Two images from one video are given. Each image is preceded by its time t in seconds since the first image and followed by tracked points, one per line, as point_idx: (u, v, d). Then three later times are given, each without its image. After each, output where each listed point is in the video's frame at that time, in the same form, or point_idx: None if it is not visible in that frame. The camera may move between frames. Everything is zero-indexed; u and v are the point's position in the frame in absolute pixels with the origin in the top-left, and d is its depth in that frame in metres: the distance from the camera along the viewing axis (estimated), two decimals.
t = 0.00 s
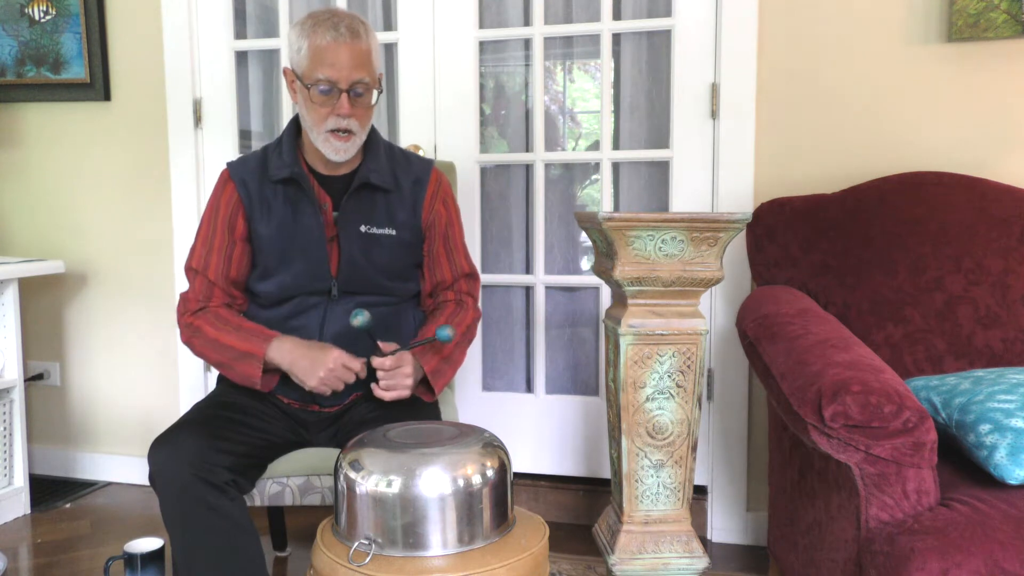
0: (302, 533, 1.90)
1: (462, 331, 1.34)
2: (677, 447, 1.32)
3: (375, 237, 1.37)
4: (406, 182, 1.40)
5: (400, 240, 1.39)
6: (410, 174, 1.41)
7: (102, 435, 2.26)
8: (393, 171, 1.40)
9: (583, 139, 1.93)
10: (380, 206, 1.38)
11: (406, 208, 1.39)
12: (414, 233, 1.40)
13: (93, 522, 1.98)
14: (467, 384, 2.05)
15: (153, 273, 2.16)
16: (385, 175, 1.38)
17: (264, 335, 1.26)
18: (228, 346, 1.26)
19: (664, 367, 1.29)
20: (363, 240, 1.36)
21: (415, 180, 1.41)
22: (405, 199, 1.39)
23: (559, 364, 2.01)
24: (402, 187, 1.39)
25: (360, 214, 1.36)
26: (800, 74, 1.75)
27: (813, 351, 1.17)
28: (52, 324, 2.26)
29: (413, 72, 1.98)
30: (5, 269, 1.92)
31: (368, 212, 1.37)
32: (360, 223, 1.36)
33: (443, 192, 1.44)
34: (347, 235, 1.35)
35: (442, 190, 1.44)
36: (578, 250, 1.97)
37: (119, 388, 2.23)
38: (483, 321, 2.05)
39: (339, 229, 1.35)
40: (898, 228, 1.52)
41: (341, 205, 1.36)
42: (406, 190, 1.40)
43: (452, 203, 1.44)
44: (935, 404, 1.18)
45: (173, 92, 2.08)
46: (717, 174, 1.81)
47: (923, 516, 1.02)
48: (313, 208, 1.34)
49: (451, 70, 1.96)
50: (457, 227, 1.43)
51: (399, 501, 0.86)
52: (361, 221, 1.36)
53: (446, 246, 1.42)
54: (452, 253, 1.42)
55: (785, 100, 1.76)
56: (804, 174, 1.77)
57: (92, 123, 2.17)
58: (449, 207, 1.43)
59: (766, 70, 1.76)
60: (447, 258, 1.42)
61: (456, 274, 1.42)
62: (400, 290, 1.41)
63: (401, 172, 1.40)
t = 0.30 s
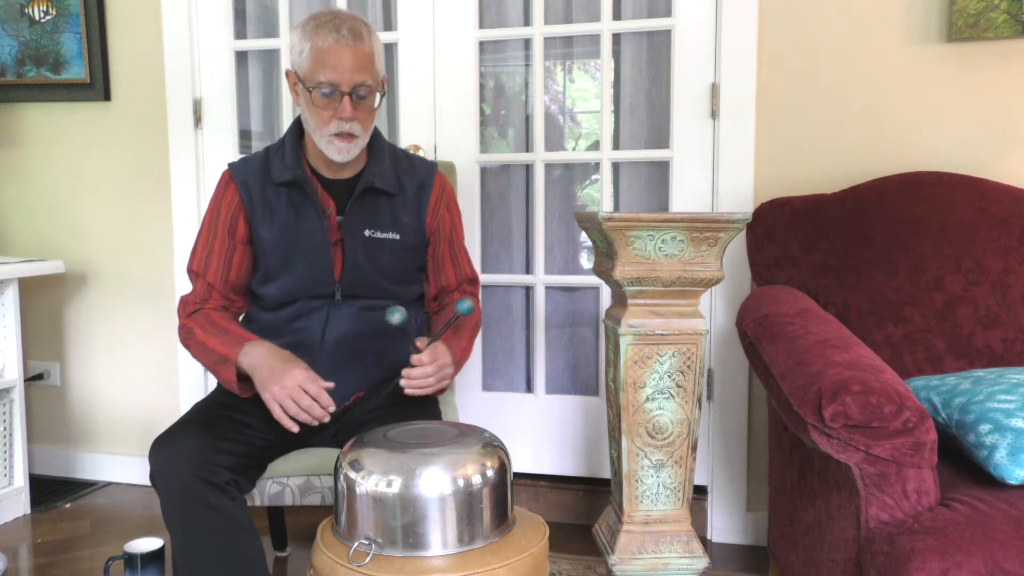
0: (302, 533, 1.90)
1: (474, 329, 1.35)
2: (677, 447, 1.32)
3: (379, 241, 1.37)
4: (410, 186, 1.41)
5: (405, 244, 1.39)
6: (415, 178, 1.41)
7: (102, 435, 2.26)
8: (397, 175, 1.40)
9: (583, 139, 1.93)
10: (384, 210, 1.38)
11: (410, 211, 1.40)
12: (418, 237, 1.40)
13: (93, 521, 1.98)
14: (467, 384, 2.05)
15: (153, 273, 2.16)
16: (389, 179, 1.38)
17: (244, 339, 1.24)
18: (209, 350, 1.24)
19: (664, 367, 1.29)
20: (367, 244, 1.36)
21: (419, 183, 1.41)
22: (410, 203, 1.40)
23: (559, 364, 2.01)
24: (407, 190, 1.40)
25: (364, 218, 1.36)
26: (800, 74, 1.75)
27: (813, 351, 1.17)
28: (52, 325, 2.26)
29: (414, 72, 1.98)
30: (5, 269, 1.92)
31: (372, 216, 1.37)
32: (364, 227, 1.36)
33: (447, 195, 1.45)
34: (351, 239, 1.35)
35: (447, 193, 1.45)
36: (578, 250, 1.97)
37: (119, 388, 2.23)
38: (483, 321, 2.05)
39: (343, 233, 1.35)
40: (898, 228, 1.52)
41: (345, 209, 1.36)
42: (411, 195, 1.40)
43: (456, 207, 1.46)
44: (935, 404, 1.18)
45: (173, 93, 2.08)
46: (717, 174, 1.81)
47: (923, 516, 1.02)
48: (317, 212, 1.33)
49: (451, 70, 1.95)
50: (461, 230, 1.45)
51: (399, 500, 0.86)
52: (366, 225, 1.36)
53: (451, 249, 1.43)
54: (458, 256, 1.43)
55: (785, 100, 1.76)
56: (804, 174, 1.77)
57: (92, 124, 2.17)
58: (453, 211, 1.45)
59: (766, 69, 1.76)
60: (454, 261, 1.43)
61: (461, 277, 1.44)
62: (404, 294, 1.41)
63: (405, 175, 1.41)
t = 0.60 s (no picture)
0: (302, 533, 1.90)
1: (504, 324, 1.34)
2: (677, 447, 1.32)
3: (378, 247, 1.37)
4: (410, 189, 1.39)
5: (404, 249, 1.39)
6: (414, 181, 1.40)
7: (102, 435, 2.26)
8: (396, 179, 1.39)
9: (583, 139, 1.93)
10: (383, 215, 1.38)
11: (410, 215, 1.39)
12: (417, 242, 1.40)
13: (93, 522, 1.98)
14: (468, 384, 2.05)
15: (153, 273, 2.16)
16: (388, 184, 1.37)
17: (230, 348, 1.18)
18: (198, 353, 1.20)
19: (664, 367, 1.29)
20: (366, 251, 1.36)
21: (419, 186, 1.40)
22: (410, 207, 1.39)
23: (559, 364, 2.01)
24: (406, 194, 1.39)
25: (363, 223, 1.36)
26: (800, 74, 1.75)
27: (813, 351, 1.17)
28: (52, 324, 2.26)
29: (414, 72, 1.98)
30: (5, 269, 1.92)
31: (371, 221, 1.37)
32: (363, 233, 1.36)
33: (448, 195, 1.43)
34: (350, 244, 1.34)
35: (447, 193, 1.43)
36: (577, 250, 1.97)
37: (119, 388, 2.23)
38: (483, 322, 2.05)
39: (343, 239, 1.34)
40: (898, 228, 1.52)
41: (344, 215, 1.35)
42: (410, 199, 1.39)
43: (458, 204, 1.44)
44: (935, 404, 1.18)
45: (173, 93, 2.08)
46: (717, 174, 1.81)
47: (923, 516, 1.02)
48: (316, 217, 1.33)
49: (451, 70, 1.96)
50: (464, 228, 1.42)
51: (397, 502, 0.86)
52: (365, 231, 1.36)
53: (452, 249, 1.41)
54: (465, 256, 1.41)
55: (785, 100, 1.76)
56: (804, 174, 1.77)
57: (92, 124, 2.17)
58: (454, 210, 1.42)
59: (766, 69, 1.76)
60: (461, 261, 1.40)
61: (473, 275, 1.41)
62: (401, 300, 1.41)
63: (405, 179, 1.40)
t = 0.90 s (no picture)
0: (302, 533, 1.90)
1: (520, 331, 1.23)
2: (677, 447, 1.32)
3: (378, 258, 1.35)
4: (410, 198, 1.35)
5: (405, 260, 1.35)
6: (415, 188, 1.36)
7: (102, 435, 2.26)
8: (397, 187, 1.35)
9: (583, 139, 1.93)
10: (383, 225, 1.35)
11: (410, 225, 1.35)
12: (418, 252, 1.36)
13: (93, 521, 1.98)
14: (468, 384, 2.05)
15: (153, 273, 2.16)
16: (388, 194, 1.33)
17: (247, 384, 1.08)
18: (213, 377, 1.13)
19: (664, 367, 1.29)
20: (365, 263, 1.34)
21: (419, 195, 1.35)
22: (411, 217, 1.35)
23: (559, 364, 2.01)
24: (406, 203, 1.35)
25: (362, 235, 1.34)
26: (800, 74, 1.74)
27: (813, 351, 1.17)
28: (52, 324, 2.26)
29: (413, 72, 1.98)
30: (6, 269, 1.92)
31: (371, 232, 1.34)
32: (362, 244, 1.34)
33: (450, 202, 1.37)
34: (349, 257, 1.33)
35: (448, 200, 1.37)
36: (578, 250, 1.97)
37: (119, 388, 2.23)
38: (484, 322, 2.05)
39: (343, 251, 1.33)
40: (898, 228, 1.52)
41: (345, 227, 1.33)
42: (410, 208, 1.35)
43: (461, 210, 1.37)
44: (935, 404, 1.18)
45: (173, 93, 2.08)
46: (717, 174, 1.81)
47: (923, 516, 1.02)
48: (317, 231, 1.31)
49: (451, 70, 1.96)
50: (466, 234, 1.35)
51: (396, 505, 0.86)
52: (365, 242, 1.34)
53: (451, 255, 1.33)
54: (471, 261, 1.32)
55: (785, 99, 1.76)
56: (804, 174, 1.77)
57: (92, 124, 2.17)
58: (455, 216, 1.36)
59: (766, 68, 1.76)
60: (462, 267, 1.32)
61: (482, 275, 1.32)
62: (402, 311, 1.40)
63: (406, 187, 1.35)
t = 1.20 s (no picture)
0: (302, 533, 1.90)
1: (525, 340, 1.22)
2: (677, 447, 1.32)
3: (379, 267, 1.32)
4: (410, 205, 1.32)
5: (406, 268, 1.33)
6: (415, 195, 1.32)
7: (102, 435, 2.26)
8: (397, 194, 1.32)
9: (583, 139, 1.93)
10: (383, 234, 1.32)
11: (410, 233, 1.32)
12: (419, 259, 1.34)
13: (93, 521, 1.98)
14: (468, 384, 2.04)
15: (153, 273, 2.16)
16: (387, 202, 1.30)
17: (276, 403, 1.08)
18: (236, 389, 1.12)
19: (664, 367, 1.29)
20: (367, 273, 1.32)
21: (420, 201, 1.32)
22: (411, 225, 1.32)
23: (559, 365, 2.01)
24: (406, 210, 1.32)
25: (362, 243, 1.31)
26: (800, 74, 1.74)
27: (813, 351, 1.17)
28: (52, 324, 2.26)
29: (414, 72, 1.98)
30: (6, 269, 1.92)
31: (371, 241, 1.32)
32: (363, 253, 1.31)
33: (452, 206, 1.34)
34: (350, 267, 1.31)
35: (450, 203, 1.34)
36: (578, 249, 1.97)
37: (119, 388, 2.23)
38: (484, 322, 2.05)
39: (343, 261, 1.31)
40: (899, 228, 1.52)
41: (346, 237, 1.31)
42: (411, 216, 1.32)
43: (462, 214, 1.34)
44: (935, 404, 1.18)
45: (173, 93, 2.08)
46: (717, 174, 1.81)
47: (923, 516, 1.02)
48: (317, 242, 1.30)
49: (451, 70, 1.96)
50: (467, 239, 1.32)
51: (398, 506, 0.86)
52: (366, 252, 1.31)
53: (451, 261, 1.31)
54: (473, 267, 1.30)
55: (785, 99, 1.76)
56: (805, 174, 1.77)
57: (92, 124, 2.17)
58: (456, 220, 1.32)
59: (766, 69, 1.76)
60: (463, 273, 1.29)
61: (485, 280, 1.29)
62: (404, 318, 1.39)
63: (406, 194, 1.32)
